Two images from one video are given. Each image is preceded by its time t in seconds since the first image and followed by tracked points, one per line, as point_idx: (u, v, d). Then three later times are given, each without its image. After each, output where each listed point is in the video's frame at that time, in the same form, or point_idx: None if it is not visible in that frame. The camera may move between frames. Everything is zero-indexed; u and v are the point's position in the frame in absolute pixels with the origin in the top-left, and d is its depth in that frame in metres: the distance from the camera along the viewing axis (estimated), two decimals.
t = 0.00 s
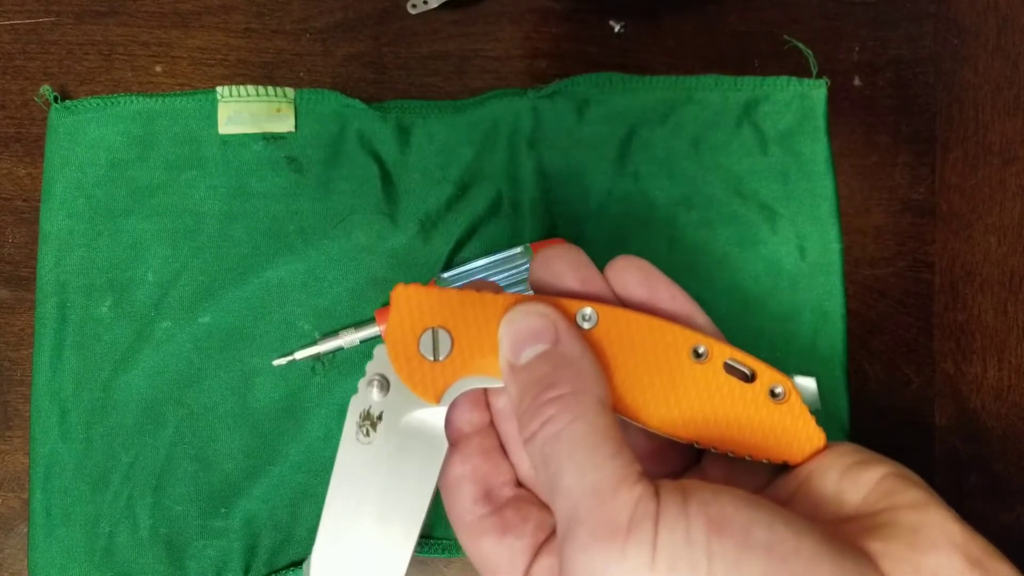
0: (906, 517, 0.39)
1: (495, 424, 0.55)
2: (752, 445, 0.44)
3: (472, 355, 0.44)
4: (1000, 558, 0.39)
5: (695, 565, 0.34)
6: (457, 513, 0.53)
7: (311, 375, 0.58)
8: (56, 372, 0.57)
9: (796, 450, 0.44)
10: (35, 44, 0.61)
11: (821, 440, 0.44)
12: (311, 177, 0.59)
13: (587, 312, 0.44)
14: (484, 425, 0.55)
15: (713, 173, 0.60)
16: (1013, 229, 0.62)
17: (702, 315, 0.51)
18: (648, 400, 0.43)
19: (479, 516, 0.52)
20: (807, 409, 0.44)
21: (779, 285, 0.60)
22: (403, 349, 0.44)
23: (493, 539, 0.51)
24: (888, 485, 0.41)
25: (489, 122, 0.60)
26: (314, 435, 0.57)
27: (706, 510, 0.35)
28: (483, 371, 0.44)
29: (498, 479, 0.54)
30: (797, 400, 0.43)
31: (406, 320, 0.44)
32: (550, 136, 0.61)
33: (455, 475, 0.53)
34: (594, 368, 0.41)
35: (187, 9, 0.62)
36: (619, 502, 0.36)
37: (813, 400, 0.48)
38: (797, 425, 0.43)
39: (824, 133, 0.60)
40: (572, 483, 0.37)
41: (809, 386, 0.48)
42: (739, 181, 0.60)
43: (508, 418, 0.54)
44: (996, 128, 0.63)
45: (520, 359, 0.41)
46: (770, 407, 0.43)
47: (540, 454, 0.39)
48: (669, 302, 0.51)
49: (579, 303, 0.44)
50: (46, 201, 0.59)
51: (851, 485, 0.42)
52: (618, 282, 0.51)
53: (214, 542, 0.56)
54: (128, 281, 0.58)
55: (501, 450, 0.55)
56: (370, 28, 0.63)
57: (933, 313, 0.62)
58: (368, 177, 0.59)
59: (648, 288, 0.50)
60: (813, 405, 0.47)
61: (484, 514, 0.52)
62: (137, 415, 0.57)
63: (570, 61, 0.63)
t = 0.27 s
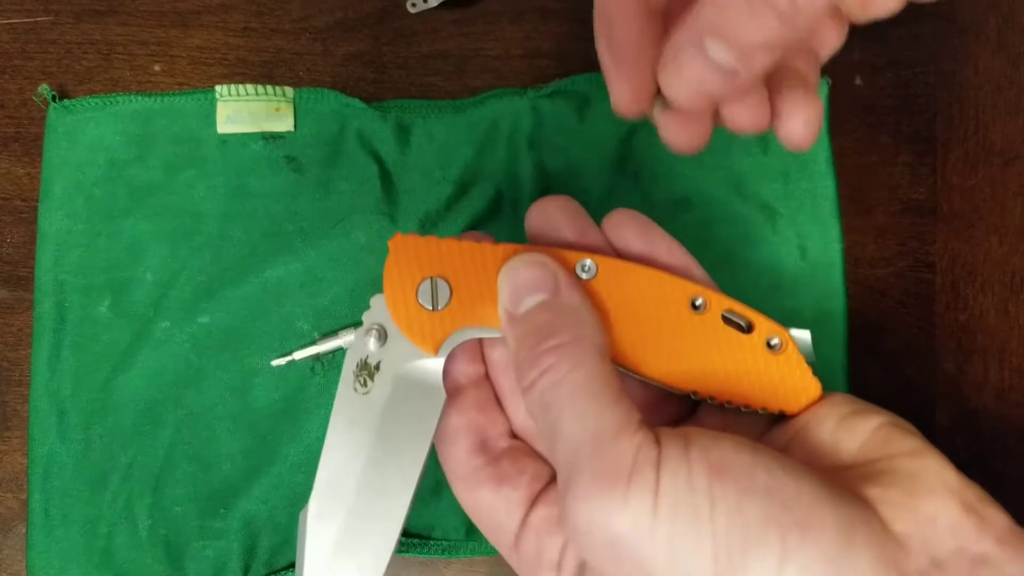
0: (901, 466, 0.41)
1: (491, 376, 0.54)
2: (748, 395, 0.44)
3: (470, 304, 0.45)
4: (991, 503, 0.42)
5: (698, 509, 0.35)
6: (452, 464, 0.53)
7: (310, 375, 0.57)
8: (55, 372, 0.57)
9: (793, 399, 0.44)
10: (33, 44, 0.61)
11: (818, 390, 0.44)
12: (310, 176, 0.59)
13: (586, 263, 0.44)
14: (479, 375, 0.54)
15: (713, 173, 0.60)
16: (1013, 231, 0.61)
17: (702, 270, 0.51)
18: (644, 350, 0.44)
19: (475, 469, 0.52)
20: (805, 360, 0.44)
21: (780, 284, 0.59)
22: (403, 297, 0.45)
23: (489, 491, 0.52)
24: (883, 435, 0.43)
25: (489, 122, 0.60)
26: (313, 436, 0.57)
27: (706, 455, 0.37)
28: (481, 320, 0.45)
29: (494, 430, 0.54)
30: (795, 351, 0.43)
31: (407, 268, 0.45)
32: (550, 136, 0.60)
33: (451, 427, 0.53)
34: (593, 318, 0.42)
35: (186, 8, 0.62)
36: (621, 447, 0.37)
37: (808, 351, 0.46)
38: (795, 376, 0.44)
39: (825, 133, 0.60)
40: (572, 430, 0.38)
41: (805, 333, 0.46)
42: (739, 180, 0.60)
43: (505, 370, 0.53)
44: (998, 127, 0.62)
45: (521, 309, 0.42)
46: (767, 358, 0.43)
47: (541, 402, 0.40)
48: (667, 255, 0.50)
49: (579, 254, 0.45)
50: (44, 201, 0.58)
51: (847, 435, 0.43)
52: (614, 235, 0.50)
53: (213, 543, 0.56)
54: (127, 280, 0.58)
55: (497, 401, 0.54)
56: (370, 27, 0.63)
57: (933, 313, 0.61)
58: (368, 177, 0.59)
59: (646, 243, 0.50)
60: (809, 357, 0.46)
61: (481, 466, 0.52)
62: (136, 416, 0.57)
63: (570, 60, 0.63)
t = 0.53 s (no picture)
0: (903, 430, 0.42)
1: (486, 356, 0.54)
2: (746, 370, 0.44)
3: (464, 280, 0.45)
4: (995, 467, 0.42)
5: (699, 474, 0.36)
6: (445, 443, 0.52)
7: (310, 375, 0.57)
8: (54, 373, 0.57)
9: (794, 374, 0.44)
10: (32, 43, 0.61)
11: (817, 364, 0.44)
12: (310, 176, 0.59)
13: (581, 239, 0.45)
14: (474, 355, 0.54)
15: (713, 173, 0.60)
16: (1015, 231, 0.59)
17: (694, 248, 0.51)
18: (641, 324, 0.44)
19: (468, 450, 0.52)
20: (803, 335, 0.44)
21: (780, 284, 0.59)
22: (396, 275, 0.45)
23: (484, 472, 0.51)
24: (885, 402, 0.43)
25: (489, 121, 0.60)
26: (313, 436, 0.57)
27: (708, 420, 0.37)
28: (475, 296, 0.45)
29: (490, 410, 0.53)
30: (792, 325, 0.43)
31: (400, 243, 0.45)
32: (550, 136, 0.60)
33: (446, 408, 0.53)
34: (589, 289, 0.42)
35: (185, 7, 0.62)
36: (620, 415, 0.37)
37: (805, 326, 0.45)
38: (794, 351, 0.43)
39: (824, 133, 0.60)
40: (571, 401, 0.39)
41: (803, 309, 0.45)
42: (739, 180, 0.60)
43: (501, 350, 0.53)
44: (1000, 127, 0.60)
45: (516, 282, 0.42)
46: (765, 332, 0.43)
47: (537, 374, 0.40)
48: (660, 233, 0.51)
49: (574, 231, 0.45)
50: (43, 201, 0.58)
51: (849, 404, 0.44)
52: (611, 213, 0.51)
53: (213, 543, 0.56)
54: (126, 280, 0.58)
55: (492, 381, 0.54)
56: (370, 27, 0.63)
57: (934, 312, 0.62)
58: (368, 177, 0.59)
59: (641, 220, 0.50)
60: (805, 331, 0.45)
61: (475, 447, 0.52)
62: (135, 416, 0.57)
63: (570, 60, 0.63)
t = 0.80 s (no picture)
0: (919, 414, 0.40)
1: (487, 355, 0.54)
2: (751, 365, 0.44)
3: (467, 275, 0.45)
4: (1009, 450, 0.41)
5: (721, 449, 0.34)
6: (446, 443, 0.52)
7: (310, 375, 0.57)
8: (53, 373, 0.57)
9: (799, 369, 0.44)
10: (32, 43, 0.61)
11: (823, 360, 0.44)
12: (310, 176, 0.59)
13: (585, 234, 0.45)
14: (475, 355, 0.54)
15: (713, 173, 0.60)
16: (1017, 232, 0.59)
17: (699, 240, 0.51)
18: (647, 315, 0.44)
19: (469, 450, 0.52)
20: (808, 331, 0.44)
21: (779, 284, 0.59)
22: (398, 268, 0.45)
23: (486, 471, 0.51)
24: (899, 388, 0.42)
25: (489, 121, 0.60)
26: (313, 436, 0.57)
27: (726, 399, 0.35)
28: (479, 291, 0.45)
29: (491, 410, 0.53)
30: (798, 320, 0.43)
31: (403, 236, 0.45)
32: (550, 135, 0.60)
33: (447, 407, 0.53)
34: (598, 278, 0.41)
35: (185, 8, 0.62)
36: (633, 395, 0.36)
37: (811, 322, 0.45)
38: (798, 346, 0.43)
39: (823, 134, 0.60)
40: (581, 387, 0.37)
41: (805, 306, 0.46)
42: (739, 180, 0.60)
43: (501, 348, 0.53)
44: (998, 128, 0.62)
45: (522, 274, 0.41)
46: (771, 327, 0.43)
47: (546, 359, 0.39)
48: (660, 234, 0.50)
49: (578, 226, 0.45)
50: (43, 201, 0.58)
51: (862, 390, 0.43)
52: (612, 211, 0.51)
53: (213, 543, 0.56)
54: (126, 280, 0.58)
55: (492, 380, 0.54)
56: (369, 26, 0.63)
57: (934, 312, 0.61)
58: (368, 177, 0.59)
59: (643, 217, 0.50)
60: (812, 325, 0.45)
61: (476, 447, 0.52)
62: (135, 416, 0.57)
63: (569, 60, 0.63)
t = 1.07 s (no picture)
0: (944, 411, 0.37)
1: (495, 357, 0.52)
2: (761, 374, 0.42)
3: (483, 268, 0.43)
4: None
5: (759, 431, 0.32)
6: (451, 445, 0.50)
7: (310, 375, 0.57)
8: (53, 373, 0.57)
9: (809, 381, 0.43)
10: (32, 43, 0.61)
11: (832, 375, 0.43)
12: (310, 176, 0.59)
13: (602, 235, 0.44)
14: (483, 357, 0.53)
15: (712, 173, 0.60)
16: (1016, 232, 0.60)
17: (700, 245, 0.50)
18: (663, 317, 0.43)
19: (477, 451, 0.49)
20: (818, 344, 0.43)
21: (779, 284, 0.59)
22: (412, 261, 0.42)
23: (493, 473, 0.49)
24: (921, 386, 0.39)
25: (489, 121, 0.60)
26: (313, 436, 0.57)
27: (757, 385, 0.33)
28: (495, 285, 0.43)
29: (498, 414, 0.52)
30: (808, 331, 0.42)
31: (417, 227, 0.42)
32: (550, 136, 0.61)
33: (452, 408, 0.51)
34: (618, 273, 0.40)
35: (185, 8, 0.62)
36: (664, 380, 0.34)
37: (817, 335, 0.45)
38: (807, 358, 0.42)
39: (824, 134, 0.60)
40: (608, 373, 0.35)
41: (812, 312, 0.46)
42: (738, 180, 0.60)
43: (512, 350, 0.51)
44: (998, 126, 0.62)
45: (541, 267, 0.40)
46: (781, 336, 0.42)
47: (569, 346, 0.37)
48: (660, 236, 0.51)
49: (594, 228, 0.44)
50: (43, 201, 0.58)
51: (885, 388, 0.39)
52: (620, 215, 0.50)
53: (212, 544, 0.56)
54: (126, 280, 0.58)
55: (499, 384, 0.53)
56: (369, 26, 0.63)
57: (933, 313, 0.61)
58: (368, 177, 0.59)
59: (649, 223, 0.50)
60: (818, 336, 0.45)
61: (485, 448, 0.50)
62: (135, 416, 0.57)
63: (569, 60, 0.63)
